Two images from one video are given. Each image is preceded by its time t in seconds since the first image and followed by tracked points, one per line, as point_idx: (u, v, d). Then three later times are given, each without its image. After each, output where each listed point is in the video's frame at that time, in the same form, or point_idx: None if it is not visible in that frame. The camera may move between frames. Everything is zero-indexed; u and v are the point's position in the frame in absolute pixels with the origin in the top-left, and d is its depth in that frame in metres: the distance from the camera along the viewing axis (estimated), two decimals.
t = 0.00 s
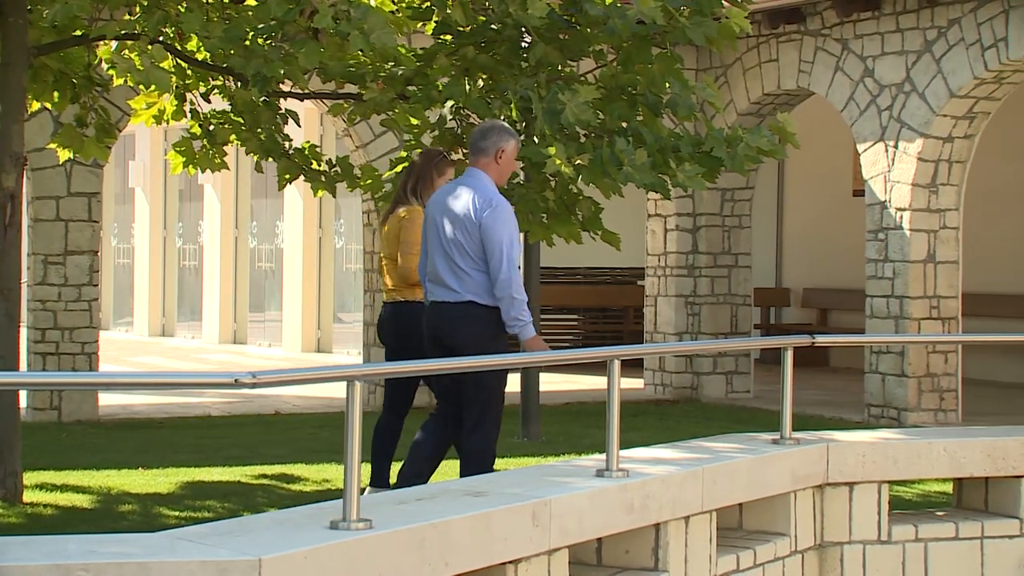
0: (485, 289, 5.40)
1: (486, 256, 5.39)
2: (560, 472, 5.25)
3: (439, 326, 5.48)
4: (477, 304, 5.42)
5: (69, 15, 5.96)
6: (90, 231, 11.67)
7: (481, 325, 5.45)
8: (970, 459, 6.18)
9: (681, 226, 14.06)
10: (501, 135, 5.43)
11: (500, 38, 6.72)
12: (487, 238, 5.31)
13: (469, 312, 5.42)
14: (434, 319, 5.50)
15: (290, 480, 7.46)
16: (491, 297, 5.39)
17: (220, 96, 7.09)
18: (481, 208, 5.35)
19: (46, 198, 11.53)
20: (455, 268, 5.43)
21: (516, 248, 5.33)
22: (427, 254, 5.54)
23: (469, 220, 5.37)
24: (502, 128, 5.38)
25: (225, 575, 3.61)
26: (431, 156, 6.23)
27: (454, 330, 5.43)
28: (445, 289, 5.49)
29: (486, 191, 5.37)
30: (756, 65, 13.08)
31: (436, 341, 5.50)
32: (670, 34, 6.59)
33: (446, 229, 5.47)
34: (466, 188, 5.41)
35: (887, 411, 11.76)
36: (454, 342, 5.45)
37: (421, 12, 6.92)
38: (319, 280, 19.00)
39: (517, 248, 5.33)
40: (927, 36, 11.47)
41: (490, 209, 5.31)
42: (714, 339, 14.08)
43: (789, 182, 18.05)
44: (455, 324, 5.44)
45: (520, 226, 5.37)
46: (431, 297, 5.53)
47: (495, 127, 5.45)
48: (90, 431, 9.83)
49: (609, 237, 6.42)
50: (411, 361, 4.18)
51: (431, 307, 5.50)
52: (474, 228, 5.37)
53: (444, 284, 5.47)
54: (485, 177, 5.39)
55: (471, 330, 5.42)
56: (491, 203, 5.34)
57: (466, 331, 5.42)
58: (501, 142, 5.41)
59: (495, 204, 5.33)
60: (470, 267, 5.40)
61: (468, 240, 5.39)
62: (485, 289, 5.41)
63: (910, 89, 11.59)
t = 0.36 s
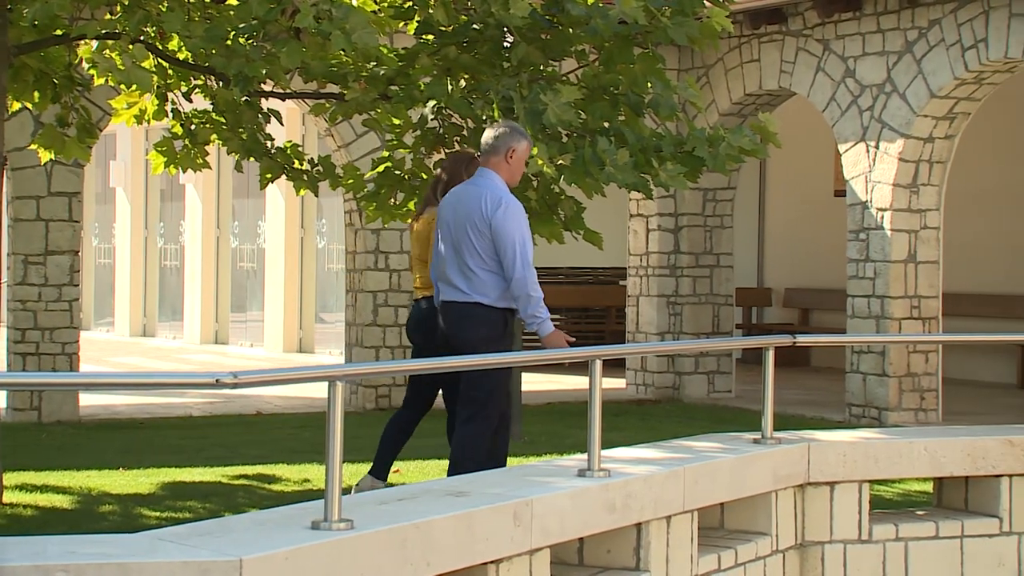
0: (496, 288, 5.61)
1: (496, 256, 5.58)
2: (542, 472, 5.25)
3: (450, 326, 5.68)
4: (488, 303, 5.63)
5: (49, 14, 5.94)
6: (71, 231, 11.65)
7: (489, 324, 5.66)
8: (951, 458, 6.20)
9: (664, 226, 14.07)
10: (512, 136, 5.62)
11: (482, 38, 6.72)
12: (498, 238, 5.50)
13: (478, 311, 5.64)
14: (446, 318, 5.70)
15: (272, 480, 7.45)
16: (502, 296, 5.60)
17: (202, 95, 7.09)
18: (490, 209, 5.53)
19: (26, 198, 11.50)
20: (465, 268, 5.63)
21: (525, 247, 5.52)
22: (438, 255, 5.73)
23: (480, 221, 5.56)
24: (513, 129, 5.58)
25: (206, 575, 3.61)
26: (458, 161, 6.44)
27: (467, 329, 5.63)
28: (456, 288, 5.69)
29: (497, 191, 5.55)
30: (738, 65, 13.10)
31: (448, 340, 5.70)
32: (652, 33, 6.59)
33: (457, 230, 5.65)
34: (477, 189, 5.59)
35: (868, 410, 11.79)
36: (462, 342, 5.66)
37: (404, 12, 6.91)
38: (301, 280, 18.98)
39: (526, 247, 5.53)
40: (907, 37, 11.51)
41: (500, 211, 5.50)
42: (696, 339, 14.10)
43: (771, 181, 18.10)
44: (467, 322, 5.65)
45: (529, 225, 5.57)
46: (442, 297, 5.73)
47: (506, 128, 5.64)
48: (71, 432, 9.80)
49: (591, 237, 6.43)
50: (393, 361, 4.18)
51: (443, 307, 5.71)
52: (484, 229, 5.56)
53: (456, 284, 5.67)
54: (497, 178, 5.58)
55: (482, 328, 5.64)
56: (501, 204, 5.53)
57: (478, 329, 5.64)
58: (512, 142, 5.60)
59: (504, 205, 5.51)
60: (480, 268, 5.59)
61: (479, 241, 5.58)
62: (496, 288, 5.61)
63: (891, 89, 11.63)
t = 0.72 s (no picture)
0: (503, 287, 5.67)
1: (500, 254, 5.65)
2: (523, 472, 5.25)
3: (462, 326, 5.78)
4: (495, 303, 5.69)
5: (28, 14, 5.93)
6: (50, 230, 11.61)
7: (498, 324, 5.72)
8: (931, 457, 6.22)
9: (645, 226, 14.08)
10: (519, 138, 5.67)
11: (464, 37, 6.70)
12: (501, 237, 5.57)
13: (486, 311, 5.71)
14: (459, 319, 5.80)
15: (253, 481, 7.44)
16: (507, 295, 5.65)
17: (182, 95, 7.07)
18: (492, 208, 5.61)
19: (6, 198, 11.46)
20: (472, 268, 5.71)
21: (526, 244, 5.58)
22: (450, 256, 5.84)
23: (484, 220, 5.64)
24: (519, 131, 5.63)
25: None
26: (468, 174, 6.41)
27: (477, 328, 5.71)
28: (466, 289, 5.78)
29: (500, 191, 5.62)
30: (719, 66, 13.12)
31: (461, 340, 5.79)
32: (633, 34, 6.58)
33: (465, 231, 5.75)
34: (482, 190, 5.67)
35: (848, 410, 11.82)
36: (474, 342, 5.75)
37: (385, 11, 6.89)
38: (282, 280, 18.96)
39: (528, 244, 5.58)
40: (888, 38, 11.54)
41: (499, 208, 5.57)
42: (678, 338, 14.11)
43: (751, 182, 18.16)
44: (477, 323, 5.73)
45: (533, 224, 5.61)
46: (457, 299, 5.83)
47: (514, 131, 5.69)
48: (51, 432, 9.77)
49: (573, 237, 6.42)
50: (375, 361, 4.18)
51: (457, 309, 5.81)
52: (488, 227, 5.64)
53: (465, 285, 5.76)
54: (503, 179, 5.64)
55: (491, 328, 5.70)
56: (503, 202, 5.60)
57: (487, 329, 5.71)
58: (519, 144, 5.65)
59: (504, 202, 5.58)
60: (485, 267, 5.67)
61: (484, 241, 5.67)
62: (502, 287, 5.67)
63: (872, 90, 11.66)
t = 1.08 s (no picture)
0: (507, 287, 5.69)
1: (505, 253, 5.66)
2: (505, 472, 5.25)
3: (468, 323, 5.81)
4: (499, 302, 5.71)
5: (6, 14, 5.91)
6: (30, 230, 11.58)
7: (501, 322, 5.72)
8: (911, 456, 6.24)
9: (627, 226, 14.09)
10: (526, 139, 5.65)
11: (446, 37, 6.69)
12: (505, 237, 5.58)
13: (491, 311, 5.72)
14: (464, 316, 5.84)
15: (234, 481, 7.42)
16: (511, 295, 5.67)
17: (163, 94, 7.06)
18: (497, 208, 5.61)
19: None
20: (479, 267, 5.73)
21: (531, 244, 5.57)
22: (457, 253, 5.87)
23: (489, 220, 5.65)
24: (527, 132, 5.61)
25: None
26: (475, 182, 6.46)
27: (482, 327, 5.73)
28: (472, 287, 5.81)
29: (506, 191, 5.62)
30: (700, 66, 13.14)
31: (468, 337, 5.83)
32: (615, 34, 6.56)
33: (471, 228, 5.77)
34: (489, 189, 5.67)
35: (830, 410, 11.85)
36: (480, 341, 5.80)
37: (367, 11, 6.88)
38: (264, 280, 18.93)
39: (532, 245, 5.58)
40: (868, 39, 11.58)
41: (505, 208, 5.56)
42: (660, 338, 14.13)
43: (733, 181, 18.20)
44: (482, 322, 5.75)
45: (538, 225, 5.60)
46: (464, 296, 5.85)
47: (521, 132, 5.67)
48: (31, 433, 9.73)
49: (554, 237, 6.43)
50: (357, 361, 4.18)
51: (463, 306, 5.83)
52: (493, 226, 5.65)
53: (471, 282, 5.79)
54: (509, 179, 5.64)
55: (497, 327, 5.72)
56: (508, 203, 5.60)
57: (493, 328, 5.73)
58: (526, 146, 5.63)
59: (510, 203, 5.57)
60: (491, 265, 5.69)
61: (490, 239, 5.68)
62: (506, 287, 5.69)
63: (852, 90, 11.69)
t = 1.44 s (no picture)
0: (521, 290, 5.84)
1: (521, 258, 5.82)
2: (483, 472, 5.25)
3: (480, 324, 5.96)
4: (514, 306, 5.87)
5: None
6: (7, 230, 11.53)
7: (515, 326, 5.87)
8: (888, 456, 6.26)
9: (605, 226, 14.11)
10: (544, 145, 5.82)
11: (424, 37, 6.69)
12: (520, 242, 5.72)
13: (506, 314, 5.88)
14: (477, 317, 5.98)
15: (211, 482, 7.41)
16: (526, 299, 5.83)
17: (139, 94, 7.04)
18: (514, 213, 5.75)
19: None
20: (494, 271, 5.87)
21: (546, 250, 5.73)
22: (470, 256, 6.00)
23: (506, 225, 5.79)
24: (545, 139, 5.79)
25: None
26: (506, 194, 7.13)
27: (496, 328, 5.87)
28: (485, 289, 5.95)
29: (522, 197, 5.76)
30: (679, 66, 13.15)
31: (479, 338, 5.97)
32: (593, 34, 6.58)
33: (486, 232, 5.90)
34: (505, 194, 5.81)
35: (807, 409, 11.89)
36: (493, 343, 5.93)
37: (345, 10, 6.86)
38: (242, 280, 18.89)
39: (548, 250, 5.73)
40: (846, 39, 11.61)
41: (521, 214, 5.71)
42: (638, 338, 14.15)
43: (711, 181, 18.23)
44: (496, 325, 5.90)
45: (554, 231, 5.75)
46: (478, 299, 5.99)
47: (540, 138, 5.83)
48: (7, 433, 9.70)
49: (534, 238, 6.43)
50: (335, 361, 4.18)
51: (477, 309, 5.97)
52: (510, 231, 5.79)
53: (486, 285, 5.92)
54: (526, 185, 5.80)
55: (509, 328, 5.88)
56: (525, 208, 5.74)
57: (505, 330, 5.89)
58: (544, 152, 5.80)
59: (526, 209, 5.71)
60: (506, 270, 5.84)
61: (505, 243, 5.82)
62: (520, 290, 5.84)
63: (830, 91, 11.73)
